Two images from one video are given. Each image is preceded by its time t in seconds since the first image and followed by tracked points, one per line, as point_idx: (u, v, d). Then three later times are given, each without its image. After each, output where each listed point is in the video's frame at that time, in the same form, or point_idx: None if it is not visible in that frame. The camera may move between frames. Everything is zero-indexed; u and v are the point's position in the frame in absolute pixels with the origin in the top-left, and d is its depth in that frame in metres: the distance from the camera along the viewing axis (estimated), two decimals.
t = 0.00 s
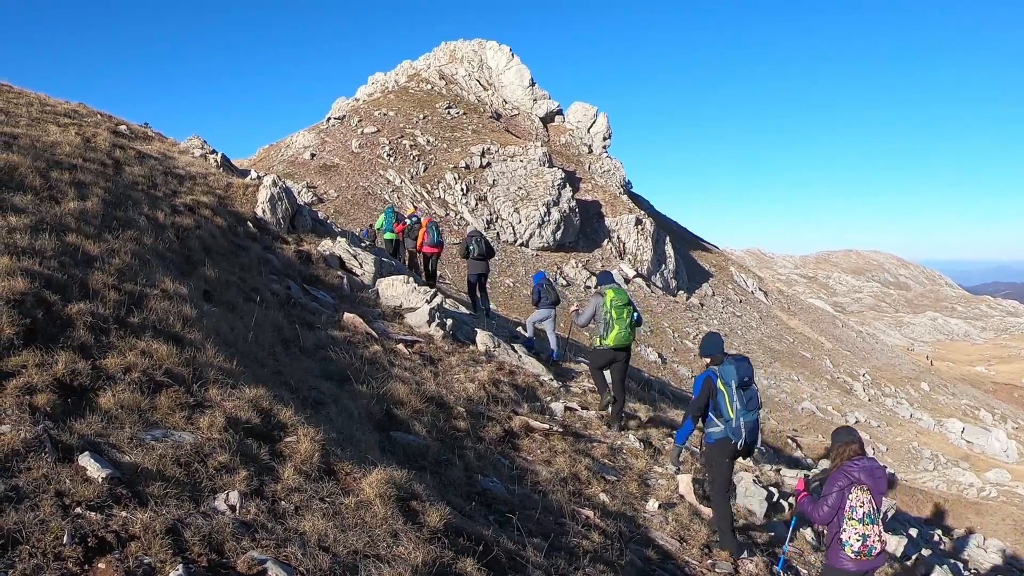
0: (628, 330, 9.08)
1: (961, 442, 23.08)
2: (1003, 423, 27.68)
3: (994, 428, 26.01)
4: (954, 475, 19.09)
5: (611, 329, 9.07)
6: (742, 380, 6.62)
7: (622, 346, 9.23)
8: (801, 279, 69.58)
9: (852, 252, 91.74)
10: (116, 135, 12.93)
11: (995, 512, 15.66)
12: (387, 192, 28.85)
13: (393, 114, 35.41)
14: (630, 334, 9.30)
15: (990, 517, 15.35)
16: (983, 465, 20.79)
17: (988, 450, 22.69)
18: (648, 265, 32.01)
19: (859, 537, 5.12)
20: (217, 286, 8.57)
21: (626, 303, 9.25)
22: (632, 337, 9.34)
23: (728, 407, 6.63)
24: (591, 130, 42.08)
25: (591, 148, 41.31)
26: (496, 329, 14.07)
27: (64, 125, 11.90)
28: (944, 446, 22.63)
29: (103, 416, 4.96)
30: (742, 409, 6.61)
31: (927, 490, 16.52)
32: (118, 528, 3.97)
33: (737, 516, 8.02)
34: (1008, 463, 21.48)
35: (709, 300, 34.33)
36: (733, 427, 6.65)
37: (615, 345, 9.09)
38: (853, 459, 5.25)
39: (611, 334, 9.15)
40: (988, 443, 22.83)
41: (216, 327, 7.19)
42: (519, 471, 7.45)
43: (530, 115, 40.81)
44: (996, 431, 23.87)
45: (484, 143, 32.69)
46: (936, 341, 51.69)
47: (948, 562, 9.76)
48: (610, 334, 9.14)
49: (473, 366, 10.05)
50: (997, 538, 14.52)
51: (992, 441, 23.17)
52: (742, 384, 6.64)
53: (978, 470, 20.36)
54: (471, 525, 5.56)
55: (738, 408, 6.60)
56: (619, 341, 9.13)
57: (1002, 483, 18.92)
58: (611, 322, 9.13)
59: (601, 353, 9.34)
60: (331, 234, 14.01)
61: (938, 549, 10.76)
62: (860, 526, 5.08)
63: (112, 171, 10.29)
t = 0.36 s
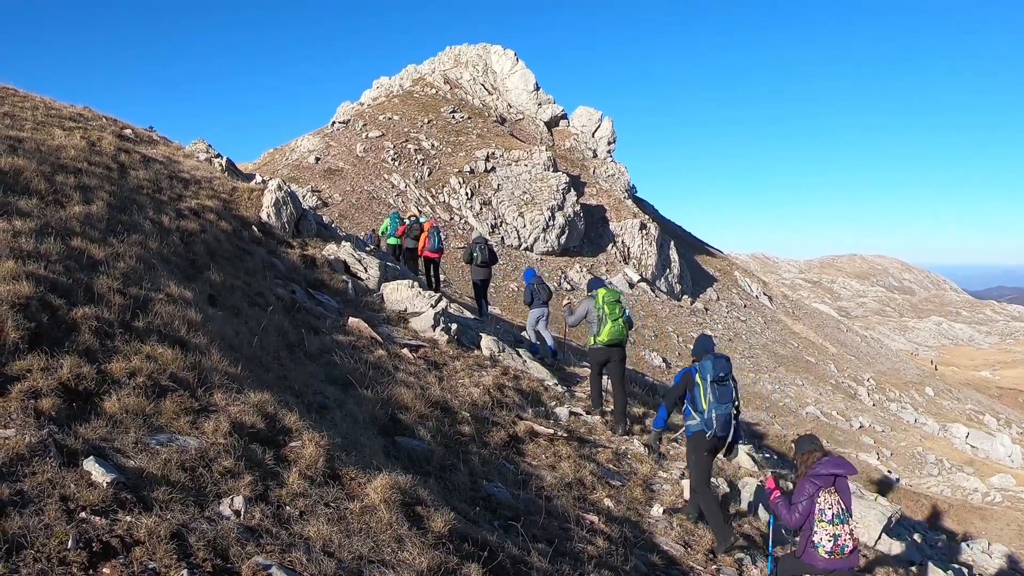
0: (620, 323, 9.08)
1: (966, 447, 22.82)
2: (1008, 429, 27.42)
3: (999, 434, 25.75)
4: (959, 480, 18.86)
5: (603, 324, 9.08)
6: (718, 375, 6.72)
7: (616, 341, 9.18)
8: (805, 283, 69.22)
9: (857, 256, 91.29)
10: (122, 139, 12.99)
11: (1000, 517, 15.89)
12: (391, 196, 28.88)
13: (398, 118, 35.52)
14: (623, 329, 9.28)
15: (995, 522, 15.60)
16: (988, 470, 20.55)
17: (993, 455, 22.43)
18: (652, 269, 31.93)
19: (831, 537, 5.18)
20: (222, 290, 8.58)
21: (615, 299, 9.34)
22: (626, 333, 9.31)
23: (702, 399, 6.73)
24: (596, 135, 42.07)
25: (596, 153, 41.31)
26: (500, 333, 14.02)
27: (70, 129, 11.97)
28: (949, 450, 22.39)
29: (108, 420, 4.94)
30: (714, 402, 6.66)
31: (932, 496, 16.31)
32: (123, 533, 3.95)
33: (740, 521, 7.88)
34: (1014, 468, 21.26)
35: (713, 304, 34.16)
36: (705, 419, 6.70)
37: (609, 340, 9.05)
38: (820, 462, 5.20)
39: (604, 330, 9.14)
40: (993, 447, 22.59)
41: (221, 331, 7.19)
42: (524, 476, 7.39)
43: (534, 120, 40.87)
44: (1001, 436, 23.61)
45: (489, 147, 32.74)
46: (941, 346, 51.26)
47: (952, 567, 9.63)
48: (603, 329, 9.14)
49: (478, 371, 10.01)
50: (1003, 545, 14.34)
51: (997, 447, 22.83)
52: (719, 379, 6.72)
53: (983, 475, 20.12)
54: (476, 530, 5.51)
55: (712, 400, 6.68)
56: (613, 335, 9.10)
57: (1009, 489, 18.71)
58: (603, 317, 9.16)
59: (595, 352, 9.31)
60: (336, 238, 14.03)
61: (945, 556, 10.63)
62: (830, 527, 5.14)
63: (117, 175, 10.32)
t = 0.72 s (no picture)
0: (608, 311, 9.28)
1: (973, 446, 22.56)
2: (1015, 427, 27.15)
3: (1006, 431, 25.50)
4: (965, 478, 18.64)
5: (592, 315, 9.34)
6: (710, 361, 7.01)
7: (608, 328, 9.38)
8: (810, 283, 68.79)
9: (862, 255, 90.73)
10: (126, 143, 13.05)
11: (1007, 516, 15.79)
12: (396, 198, 28.91)
13: (402, 120, 35.58)
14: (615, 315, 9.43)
15: (1003, 521, 15.46)
16: (994, 468, 20.31)
17: (1000, 453, 22.16)
18: (658, 269, 31.83)
19: (802, 500, 5.49)
20: (227, 293, 8.60)
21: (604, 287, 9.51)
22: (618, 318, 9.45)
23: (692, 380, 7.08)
24: (600, 135, 42.00)
25: (600, 153, 41.24)
26: (506, 334, 13.99)
27: (75, 133, 12.05)
28: (955, 449, 22.14)
29: (115, 423, 4.95)
30: (702, 385, 6.99)
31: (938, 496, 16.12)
32: (130, 536, 3.94)
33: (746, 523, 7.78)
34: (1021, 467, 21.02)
35: (719, 304, 33.99)
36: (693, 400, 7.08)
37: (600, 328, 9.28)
38: (782, 432, 5.67)
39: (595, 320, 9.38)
40: (999, 445, 22.32)
41: (226, 334, 7.20)
42: (530, 476, 7.35)
43: (539, 120, 40.84)
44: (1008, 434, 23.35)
45: (493, 148, 32.75)
46: (947, 345, 50.80)
47: (960, 566, 9.51)
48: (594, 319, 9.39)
49: (484, 372, 9.98)
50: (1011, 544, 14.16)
51: (1004, 445, 22.55)
52: (710, 364, 7.01)
53: (990, 474, 19.87)
54: (483, 531, 5.47)
55: (701, 383, 6.99)
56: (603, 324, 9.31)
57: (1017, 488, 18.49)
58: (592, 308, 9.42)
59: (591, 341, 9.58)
60: (341, 240, 14.05)
61: (954, 556, 10.51)
62: (799, 490, 5.46)
63: (122, 179, 10.38)
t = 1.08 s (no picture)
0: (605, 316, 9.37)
1: (981, 443, 22.26)
2: None
3: (1015, 429, 25.17)
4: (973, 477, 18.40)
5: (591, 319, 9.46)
6: (695, 358, 7.12)
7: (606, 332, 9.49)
8: (817, 282, 68.29)
9: (869, 254, 90.02)
10: (132, 147, 13.13)
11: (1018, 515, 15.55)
12: (402, 200, 28.93)
13: (407, 122, 35.67)
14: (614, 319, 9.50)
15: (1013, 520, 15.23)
16: (1003, 465, 20.03)
17: (1008, 451, 21.89)
18: (664, 269, 31.70)
19: (779, 492, 5.52)
20: (234, 296, 8.61)
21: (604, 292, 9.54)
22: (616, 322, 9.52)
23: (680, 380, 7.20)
24: (606, 135, 41.88)
25: (606, 153, 41.15)
26: (512, 335, 13.96)
27: (81, 138, 12.13)
28: (963, 447, 21.86)
29: (122, 428, 4.95)
30: (690, 381, 7.08)
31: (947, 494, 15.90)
32: (138, 539, 3.93)
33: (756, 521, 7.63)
34: None
35: (725, 304, 33.79)
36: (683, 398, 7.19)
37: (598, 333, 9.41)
38: (768, 421, 5.74)
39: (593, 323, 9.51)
40: (1008, 443, 22.03)
41: (233, 337, 7.20)
42: (538, 478, 7.31)
43: (544, 121, 40.80)
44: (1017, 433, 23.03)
45: (498, 150, 32.75)
46: (955, 343, 50.24)
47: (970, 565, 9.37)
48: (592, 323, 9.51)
49: (490, 373, 9.95)
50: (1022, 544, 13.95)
51: (1013, 443, 22.27)
52: (696, 362, 7.12)
53: (998, 471, 19.60)
54: (490, 533, 5.43)
55: (687, 380, 7.10)
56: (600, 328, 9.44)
57: None
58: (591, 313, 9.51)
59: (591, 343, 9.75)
60: (347, 243, 14.07)
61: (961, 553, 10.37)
62: (776, 483, 5.49)
63: (128, 183, 10.43)
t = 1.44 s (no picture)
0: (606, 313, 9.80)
1: (986, 443, 22.02)
2: None
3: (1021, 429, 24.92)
4: (979, 476, 18.21)
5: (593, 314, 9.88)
6: (683, 343, 7.35)
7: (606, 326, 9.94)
8: (822, 282, 67.87)
9: (874, 254, 89.43)
10: (136, 151, 13.21)
11: None
12: (407, 202, 28.95)
13: (411, 124, 35.74)
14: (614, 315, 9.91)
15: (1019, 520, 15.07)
16: (1008, 465, 19.83)
17: (1014, 450, 21.65)
18: (669, 270, 31.60)
19: (747, 465, 5.85)
20: (239, 299, 8.64)
21: (607, 289, 9.88)
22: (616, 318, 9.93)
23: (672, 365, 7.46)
24: (610, 136, 41.81)
25: (610, 154, 41.09)
26: (517, 337, 13.94)
27: (86, 142, 12.21)
28: (969, 447, 21.63)
29: (129, 430, 4.97)
30: (680, 365, 7.33)
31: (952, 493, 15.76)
32: (145, 541, 3.95)
33: (762, 520, 7.52)
34: None
35: (730, 304, 33.61)
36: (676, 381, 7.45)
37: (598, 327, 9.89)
38: (749, 401, 6.11)
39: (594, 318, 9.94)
40: (1014, 443, 21.80)
41: (239, 340, 7.23)
42: (543, 478, 7.28)
43: (548, 122, 40.78)
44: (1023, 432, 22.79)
45: (502, 151, 32.77)
46: (961, 342, 49.77)
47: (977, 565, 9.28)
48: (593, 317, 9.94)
49: (496, 375, 9.94)
50: None
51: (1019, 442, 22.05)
52: (683, 345, 7.35)
53: (1004, 471, 19.39)
54: (496, 533, 5.42)
55: (678, 365, 7.37)
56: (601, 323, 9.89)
57: None
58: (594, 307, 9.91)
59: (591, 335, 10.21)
60: (352, 246, 14.10)
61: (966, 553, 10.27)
62: (746, 456, 5.83)
63: (133, 187, 10.49)
